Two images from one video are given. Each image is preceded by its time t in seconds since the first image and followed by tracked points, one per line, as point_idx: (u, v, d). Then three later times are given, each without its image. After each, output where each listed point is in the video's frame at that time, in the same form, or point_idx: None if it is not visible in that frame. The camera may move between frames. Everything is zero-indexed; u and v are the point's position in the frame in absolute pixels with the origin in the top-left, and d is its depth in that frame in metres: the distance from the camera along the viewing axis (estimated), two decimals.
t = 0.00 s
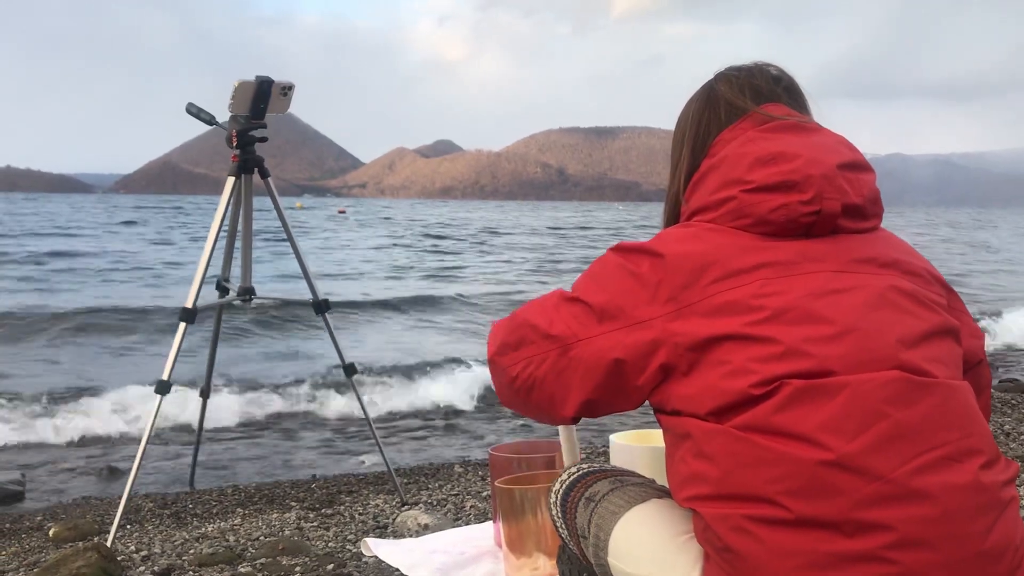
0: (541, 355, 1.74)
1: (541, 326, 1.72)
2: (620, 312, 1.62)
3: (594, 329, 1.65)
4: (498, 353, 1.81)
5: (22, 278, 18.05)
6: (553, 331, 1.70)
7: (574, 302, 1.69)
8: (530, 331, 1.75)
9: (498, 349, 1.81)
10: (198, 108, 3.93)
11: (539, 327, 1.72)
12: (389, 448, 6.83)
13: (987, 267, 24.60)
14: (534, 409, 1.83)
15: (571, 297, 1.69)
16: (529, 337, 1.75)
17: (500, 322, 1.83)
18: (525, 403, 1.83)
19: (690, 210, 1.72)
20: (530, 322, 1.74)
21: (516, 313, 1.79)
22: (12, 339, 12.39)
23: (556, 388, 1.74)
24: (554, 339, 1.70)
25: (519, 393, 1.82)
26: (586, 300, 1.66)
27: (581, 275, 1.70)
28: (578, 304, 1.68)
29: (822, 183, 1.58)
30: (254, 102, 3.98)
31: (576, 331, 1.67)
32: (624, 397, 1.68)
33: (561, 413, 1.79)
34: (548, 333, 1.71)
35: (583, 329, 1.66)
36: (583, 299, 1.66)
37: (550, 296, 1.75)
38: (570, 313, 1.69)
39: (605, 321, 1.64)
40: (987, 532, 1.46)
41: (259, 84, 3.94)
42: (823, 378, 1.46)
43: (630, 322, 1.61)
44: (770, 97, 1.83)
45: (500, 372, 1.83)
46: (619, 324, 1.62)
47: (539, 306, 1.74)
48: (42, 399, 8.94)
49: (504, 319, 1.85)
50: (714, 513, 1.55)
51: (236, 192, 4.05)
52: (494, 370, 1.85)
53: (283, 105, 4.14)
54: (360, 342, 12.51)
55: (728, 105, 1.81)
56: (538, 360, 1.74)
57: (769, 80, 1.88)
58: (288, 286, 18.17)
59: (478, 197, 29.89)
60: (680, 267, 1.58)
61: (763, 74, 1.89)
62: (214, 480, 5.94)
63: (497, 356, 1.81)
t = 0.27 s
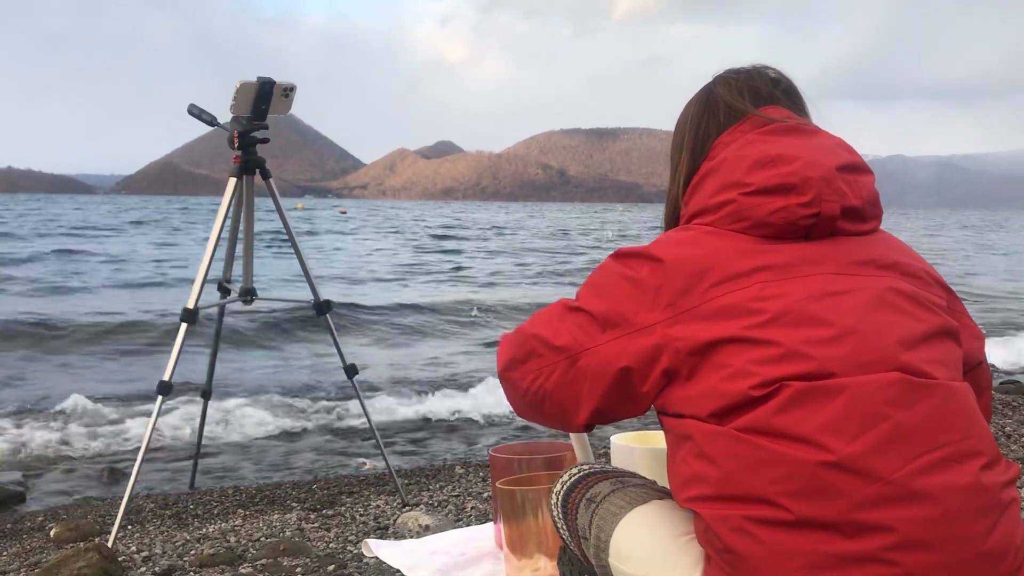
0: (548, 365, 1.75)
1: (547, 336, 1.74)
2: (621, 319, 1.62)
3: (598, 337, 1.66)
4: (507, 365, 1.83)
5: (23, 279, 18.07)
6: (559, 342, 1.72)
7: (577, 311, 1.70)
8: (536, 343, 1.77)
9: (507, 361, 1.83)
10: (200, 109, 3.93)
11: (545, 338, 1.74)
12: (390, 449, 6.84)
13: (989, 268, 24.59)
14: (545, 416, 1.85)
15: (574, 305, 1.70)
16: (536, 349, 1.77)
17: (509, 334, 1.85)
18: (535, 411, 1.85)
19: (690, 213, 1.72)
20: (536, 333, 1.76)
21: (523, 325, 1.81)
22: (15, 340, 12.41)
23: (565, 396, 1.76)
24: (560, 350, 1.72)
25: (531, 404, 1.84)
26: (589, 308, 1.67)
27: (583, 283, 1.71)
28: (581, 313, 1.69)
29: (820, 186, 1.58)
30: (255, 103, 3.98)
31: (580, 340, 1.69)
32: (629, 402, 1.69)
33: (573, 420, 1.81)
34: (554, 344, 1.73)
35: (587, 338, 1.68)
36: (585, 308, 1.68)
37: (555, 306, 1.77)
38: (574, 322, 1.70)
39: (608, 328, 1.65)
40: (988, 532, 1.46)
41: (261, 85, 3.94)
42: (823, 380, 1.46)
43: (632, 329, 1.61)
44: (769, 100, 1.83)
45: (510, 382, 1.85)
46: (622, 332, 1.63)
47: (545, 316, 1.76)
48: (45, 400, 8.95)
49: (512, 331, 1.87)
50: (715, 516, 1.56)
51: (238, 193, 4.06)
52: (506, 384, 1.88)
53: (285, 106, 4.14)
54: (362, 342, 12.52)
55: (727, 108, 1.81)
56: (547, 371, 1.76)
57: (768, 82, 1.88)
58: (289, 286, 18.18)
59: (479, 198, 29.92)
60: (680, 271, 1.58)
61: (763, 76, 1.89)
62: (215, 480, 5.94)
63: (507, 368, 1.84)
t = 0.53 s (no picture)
0: (556, 371, 1.77)
1: (553, 342, 1.75)
2: (625, 322, 1.63)
3: (603, 342, 1.67)
4: (518, 371, 1.85)
5: (25, 279, 18.09)
6: (565, 348, 1.73)
7: (582, 317, 1.71)
8: (543, 349, 1.78)
9: (517, 368, 1.85)
10: (201, 109, 3.94)
11: (552, 344, 1.76)
12: (390, 449, 6.85)
13: (990, 268, 24.58)
14: (555, 421, 1.86)
15: (579, 310, 1.71)
16: (543, 355, 1.78)
17: (517, 342, 1.86)
18: (545, 415, 1.86)
19: (691, 215, 1.72)
20: (544, 339, 1.77)
21: (530, 332, 1.83)
22: (16, 340, 12.42)
23: (573, 400, 1.77)
24: (566, 355, 1.73)
25: (541, 408, 1.86)
26: (593, 312, 1.68)
27: (586, 286, 1.72)
28: (586, 318, 1.70)
29: (820, 186, 1.58)
30: (257, 103, 3.98)
31: (586, 344, 1.70)
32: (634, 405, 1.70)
33: (583, 424, 1.82)
34: (560, 349, 1.74)
35: (592, 342, 1.69)
36: (589, 313, 1.69)
37: (560, 311, 1.78)
38: (579, 327, 1.71)
39: (612, 332, 1.66)
40: (989, 532, 1.46)
41: (262, 85, 3.94)
42: (823, 381, 1.46)
43: (635, 332, 1.62)
44: (769, 100, 1.83)
45: (520, 388, 1.86)
46: (626, 335, 1.63)
47: (552, 323, 1.77)
48: (46, 401, 8.96)
49: (520, 338, 1.88)
50: (717, 517, 1.56)
51: (239, 193, 4.06)
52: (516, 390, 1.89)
53: (285, 106, 4.14)
54: (363, 343, 12.51)
55: (728, 108, 1.81)
56: (555, 376, 1.78)
57: (768, 82, 1.88)
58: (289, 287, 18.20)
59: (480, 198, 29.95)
60: (680, 273, 1.58)
61: (763, 76, 1.89)
62: (216, 481, 5.95)
63: (516, 375, 1.85)
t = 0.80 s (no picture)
0: (560, 372, 1.77)
1: (558, 344, 1.75)
2: (627, 323, 1.63)
3: (606, 342, 1.67)
4: (524, 372, 1.85)
5: (26, 279, 18.10)
6: (570, 349, 1.73)
7: (586, 318, 1.71)
8: (549, 350, 1.78)
9: (523, 370, 1.85)
10: (202, 109, 3.94)
11: (557, 345, 1.76)
12: (392, 449, 6.84)
13: (993, 267, 24.52)
14: (560, 421, 1.86)
15: (582, 312, 1.71)
16: (549, 356, 1.78)
17: (523, 343, 1.86)
18: (550, 416, 1.86)
19: (692, 215, 1.72)
20: (548, 340, 1.77)
21: (536, 334, 1.83)
22: (17, 340, 12.42)
23: (578, 401, 1.77)
24: (571, 356, 1.73)
25: (547, 409, 1.86)
26: (596, 314, 1.68)
27: (589, 287, 1.72)
28: (589, 320, 1.70)
29: (820, 185, 1.58)
30: (258, 103, 3.98)
31: (589, 345, 1.70)
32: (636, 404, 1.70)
33: (588, 424, 1.82)
34: (566, 350, 1.74)
35: (596, 343, 1.69)
36: (593, 315, 1.69)
37: (565, 312, 1.78)
38: (584, 329, 1.71)
39: (615, 333, 1.66)
40: (990, 530, 1.45)
41: (263, 85, 3.94)
42: (824, 380, 1.46)
43: (637, 333, 1.62)
44: (769, 99, 1.83)
45: (526, 389, 1.86)
46: (629, 336, 1.63)
47: (555, 324, 1.78)
48: (48, 400, 8.97)
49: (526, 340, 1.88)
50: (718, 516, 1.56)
51: (240, 193, 4.06)
52: (523, 391, 1.89)
53: (286, 106, 4.14)
54: (365, 342, 12.50)
55: (728, 108, 1.81)
56: (560, 378, 1.78)
57: (769, 81, 1.88)
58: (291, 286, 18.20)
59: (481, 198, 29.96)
60: (681, 273, 1.58)
61: (763, 75, 1.89)
62: (218, 480, 5.95)
63: (523, 376, 1.85)
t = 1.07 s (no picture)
0: (562, 372, 1.76)
1: (560, 343, 1.75)
2: (629, 323, 1.62)
3: (607, 341, 1.67)
4: (527, 373, 1.85)
5: (28, 279, 18.12)
6: (571, 349, 1.73)
7: (587, 318, 1.71)
8: (551, 349, 1.78)
9: (525, 369, 1.85)
10: (203, 108, 3.93)
11: (558, 345, 1.75)
12: (393, 448, 6.83)
13: (996, 266, 24.47)
14: (563, 421, 1.86)
15: (584, 312, 1.71)
16: (551, 356, 1.78)
17: (524, 343, 1.86)
18: (554, 415, 1.86)
19: (692, 214, 1.71)
20: (550, 340, 1.77)
21: (537, 334, 1.82)
22: (19, 339, 12.42)
23: (580, 401, 1.77)
24: (572, 356, 1.73)
25: (549, 407, 1.85)
26: (597, 314, 1.67)
27: (590, 287, 1.72)
28: (590, 320, 1.70)
29: (819, 185, 1.57)
30: (259, 102, 3.98)
31: (591, 345, 1.69)
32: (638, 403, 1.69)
33: (591, 423, 1.81)
34: (568, 350, 1.74)
35: (597, 342, 1.68)
36: (594, 314, 1.68)
37: (566, 313, 1.77)
38: (585, 328, 1.71)
39: (615, 333, 1.65)
40: (991, 528, 1.45)
41: (264, 84, 3.94)
42: (824, 379, 1.46)
43: (638, 333, 1.62)
44: (769, 98, 1.82)
45: (528, 389, 1.86)
46: (629, 336, 1.63)
47: (557, 325, 1.77)
48: (50, 400, 8.98)
49: (528, 339, 1.88)
50: (719, 515, 1.55)
51: (241, 192, 4.06)
52: (524, 390, 1.88)
53: (288, 105, 4.14)
54: (366, 342, 12.49)
55: (729, 107, 1.80)
56: (562, 377, 1.77)
57: (769, 81, 1.87)
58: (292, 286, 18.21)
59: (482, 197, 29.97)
60: (680, 273, 1.57)
61: (763, 75, 1.88)
62: (220, 480, 5.95)
63: (524, 376, 1.85)
